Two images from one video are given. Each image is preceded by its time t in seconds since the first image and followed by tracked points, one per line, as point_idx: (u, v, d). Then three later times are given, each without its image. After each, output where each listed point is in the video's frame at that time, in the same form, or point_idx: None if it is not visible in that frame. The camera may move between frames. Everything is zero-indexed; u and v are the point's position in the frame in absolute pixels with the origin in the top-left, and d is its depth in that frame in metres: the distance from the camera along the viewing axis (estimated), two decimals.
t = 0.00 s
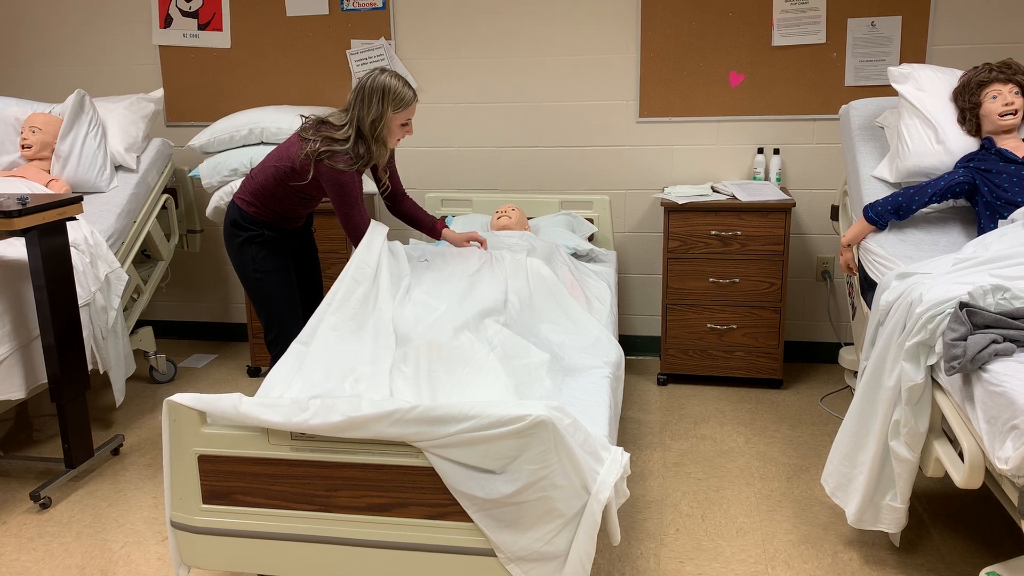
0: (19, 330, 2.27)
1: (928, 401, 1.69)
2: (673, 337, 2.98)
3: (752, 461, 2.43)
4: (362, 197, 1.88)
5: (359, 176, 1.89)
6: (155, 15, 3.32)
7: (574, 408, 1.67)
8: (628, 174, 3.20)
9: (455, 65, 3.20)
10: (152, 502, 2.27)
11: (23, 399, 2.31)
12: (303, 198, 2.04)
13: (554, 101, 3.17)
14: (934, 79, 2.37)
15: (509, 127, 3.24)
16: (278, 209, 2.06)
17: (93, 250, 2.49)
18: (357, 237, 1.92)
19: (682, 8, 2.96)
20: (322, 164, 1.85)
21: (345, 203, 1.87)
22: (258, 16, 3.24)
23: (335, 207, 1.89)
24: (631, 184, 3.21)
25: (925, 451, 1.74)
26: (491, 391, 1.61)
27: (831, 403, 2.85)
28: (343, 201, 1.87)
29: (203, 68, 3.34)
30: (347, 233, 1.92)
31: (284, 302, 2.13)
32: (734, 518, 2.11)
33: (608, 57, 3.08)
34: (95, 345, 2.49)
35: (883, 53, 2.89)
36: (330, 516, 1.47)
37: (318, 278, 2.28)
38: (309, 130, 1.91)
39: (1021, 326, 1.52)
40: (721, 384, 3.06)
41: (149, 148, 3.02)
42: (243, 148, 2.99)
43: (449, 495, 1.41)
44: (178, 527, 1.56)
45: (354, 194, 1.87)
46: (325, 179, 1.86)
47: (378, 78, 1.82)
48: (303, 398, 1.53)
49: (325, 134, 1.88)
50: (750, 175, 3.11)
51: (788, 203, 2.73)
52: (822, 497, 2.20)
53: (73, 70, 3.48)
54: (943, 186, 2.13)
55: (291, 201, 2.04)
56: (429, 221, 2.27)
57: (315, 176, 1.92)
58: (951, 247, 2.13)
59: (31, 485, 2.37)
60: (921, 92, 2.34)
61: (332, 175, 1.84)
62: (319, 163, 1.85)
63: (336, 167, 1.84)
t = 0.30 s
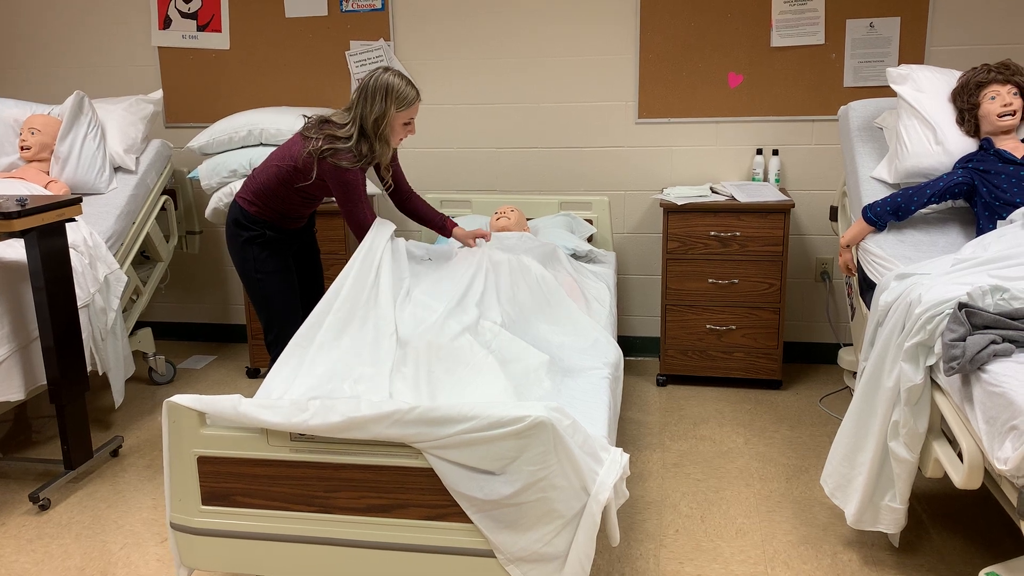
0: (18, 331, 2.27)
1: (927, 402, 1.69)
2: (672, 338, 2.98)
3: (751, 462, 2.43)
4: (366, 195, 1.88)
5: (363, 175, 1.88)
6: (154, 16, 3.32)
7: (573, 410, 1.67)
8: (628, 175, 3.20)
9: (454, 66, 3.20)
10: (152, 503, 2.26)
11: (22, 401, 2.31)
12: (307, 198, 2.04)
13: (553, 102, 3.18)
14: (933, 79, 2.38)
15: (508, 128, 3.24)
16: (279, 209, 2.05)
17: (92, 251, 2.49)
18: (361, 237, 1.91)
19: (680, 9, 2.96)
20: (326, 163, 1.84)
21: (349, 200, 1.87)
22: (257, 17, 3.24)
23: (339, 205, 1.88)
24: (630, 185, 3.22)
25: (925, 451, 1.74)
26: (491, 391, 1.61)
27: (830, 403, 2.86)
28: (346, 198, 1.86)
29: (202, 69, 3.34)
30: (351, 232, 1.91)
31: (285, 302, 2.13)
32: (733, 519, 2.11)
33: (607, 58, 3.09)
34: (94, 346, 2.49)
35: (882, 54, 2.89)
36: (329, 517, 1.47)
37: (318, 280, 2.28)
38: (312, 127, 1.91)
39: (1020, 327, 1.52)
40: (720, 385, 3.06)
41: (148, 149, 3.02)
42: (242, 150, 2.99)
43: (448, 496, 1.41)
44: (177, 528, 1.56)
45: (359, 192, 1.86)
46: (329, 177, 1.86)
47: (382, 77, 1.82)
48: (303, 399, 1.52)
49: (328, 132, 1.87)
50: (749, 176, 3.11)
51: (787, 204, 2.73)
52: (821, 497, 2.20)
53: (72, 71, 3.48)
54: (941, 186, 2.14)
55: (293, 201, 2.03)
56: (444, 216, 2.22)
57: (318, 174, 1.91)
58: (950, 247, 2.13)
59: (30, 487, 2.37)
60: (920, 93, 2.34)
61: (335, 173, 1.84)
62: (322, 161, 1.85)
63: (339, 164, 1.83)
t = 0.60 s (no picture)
0: (19, 332, 2.27)
1: (928, 404, 1.69)
2: (673, 340, 2.98)
3: (751, 464, 2.43)
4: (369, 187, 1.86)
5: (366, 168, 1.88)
6: (155, 17, 3.33)
7: (574, 412, 1.67)
8: (628, 176, 3.20)
9: (455, 68, 3.20)
10: (152, 504, 2.26)
11: (23, 402, 2.31)
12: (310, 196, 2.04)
13: (554, 103, 3.18)
14: (933, 81, 2.38)
15: (509, 129, 3.24)
16: (282, 208, 2.06)
17: (93, 252, 2.49)
18: (363, 233, 1.84)
19: (681, 10, 2.97)
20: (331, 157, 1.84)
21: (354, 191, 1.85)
22: (258, 19, 3.24)
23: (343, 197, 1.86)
24: (631, 187, 3.22)
25: (925, 453, 1.74)
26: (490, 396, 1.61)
27: (831, 405, 2.85)
28: (350, 188, 1.84)
29: (203, 70, 3.34)
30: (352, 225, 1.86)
31: (286, 303, 2.13)
32: (734, 521, 2.10)
33: (608, 60, 3.09)
34: (95, 347, 2.49)
35: (882, 56, 2.89)
36: (329, 518, 1.47)
37: (322, 281, 2.28)
38: (313, 124, 1.91)
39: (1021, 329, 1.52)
40: (720, 387, 3.05)
41: (149, 150, 3.02)
42: (243, 151, 2.99)
43: (448, 498, 1.41)
44: (177, 529, 1.56)
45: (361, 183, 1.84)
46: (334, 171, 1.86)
47: (381, 70, 1.83)
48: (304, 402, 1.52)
49: (330, 127, 1.87)
50: (750, 178, 3.11)
51: (787, 205, 2.73)
52: (822, 499, 2.20)
53: (73, 73, 3.48)
54: (942, 189, 2.14)
55: (296, 200, 2.04)
56: (448, 210, 2.32)
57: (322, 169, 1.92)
58: (950, 249, 2.13)
59: (30, 488, 2.37)
60: (921, 95, 2.35)
61: (342, 164, 1.84)
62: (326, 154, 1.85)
63: (347, 155, 1.84)
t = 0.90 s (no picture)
0: (22, 332, 2.28)
1: (932, 406, 1.68)
2: (676, 341, 2.98)
3: (755, 465, 2.42)
4: (366, 185, 1.81)
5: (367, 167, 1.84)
6: (159, 18, 3.33)
7: (577, 413, 1.67)
8: (631, 178, 3.20)
9: (458, 69, 3.20)
10: (155, 505, 2.26)
11: (26, 403, 2.31)
12: (308, 197, 2.03)
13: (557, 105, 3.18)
14: (937, 82, 2.37)
15: (512, 130, 3.24)
16: (283, 213, 2.06)
17: (96, 253, 2.49)
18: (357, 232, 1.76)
19: (684, 12, 2.96)
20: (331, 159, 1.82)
21: (353, 191, 1.80)
22: (261, 20, 3.25)
23: (341, 198, 1.80)
24: (634, 188, 3.21)
25: (929, 456, 1.73)
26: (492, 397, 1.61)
27: (834, 407, 2.85)
28: (350, 187, 1.79)
29: (206, 71, 3.35)
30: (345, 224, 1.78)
31: (283, 308, 2.14)
32: (737, 523, 2.10)
33: (611, 61, 3.09)
34: (98, 348, 2.50)
35: (886, 57, 2.89)
36: (332, 520, 1.47)
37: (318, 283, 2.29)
38: (313, 128, 1.90)
39: None
40: (722, 388, 3.05)
41: (153, 151, 3.02)
42: (246, 152, 2.99)
43: (452, 499, 1.41)
44: (179, 530, 1.56)
45: (359, 180, 1.80)
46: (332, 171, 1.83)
47: (374, 68, 1.81)
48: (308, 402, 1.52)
49: (329, 130, 1.86)
50: (753, 179, 3.11)
51: (790, 207, 2.73)
52: (825, 501, 2.20)
53: (77, 74, 3.48)
54: (946, 190, 2.13)
55: (295, 203, 2.04)
56: (452, 209, 2.35)
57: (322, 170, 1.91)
58: (954, 251, 2.13)
59: (33, 489, 2.37)
60: (925, 97, 2.34)
61: (342, 163, 1.80)
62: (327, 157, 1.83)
63: (348, 155, 1.81)
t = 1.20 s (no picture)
0: (24, 333, 2.28)
1: (934, 407, 1.68)
2: (678, 342, 2.97)
3: (757, 466, 2.42)
4: (345, 194, 1.71)
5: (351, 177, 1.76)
6: (161, 19, 3.33)
7: (579, 413, 1.67)
8: (633, 178, 3.20)
9: (460, 69, 3.21)
10: (158, 506, 2.27)
11: (28, 404, 2.31)
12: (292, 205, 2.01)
13: (559, 105, 3.18)
14: (940, 83, 2.37)
15: (514, 131, 3.24)
16: (265, 219, 2.03)
17: (98, 254, 2.50)
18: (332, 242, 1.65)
19: (687, 12, 2.96)
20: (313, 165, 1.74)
21: (330, 201, 1.70)
22: (264, 21, 3.25)
23: (316, 207, 1.69)
24: (636, 188, 3.21)
25: (932, 457, 1.73)
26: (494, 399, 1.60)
27: (836, 408, 2.85)
28: (327, 197, 1.69)
29: (209, 72, 3.35)
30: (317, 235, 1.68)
31: (272, 318, 2.13)
32: (739, 524, 2.09)
33: (613, 62, 3.09)
34: (100, 349, 2.50)
35: (889, 57, 2.88)
36: (334, 520, 1.47)
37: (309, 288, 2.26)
38: (299, 133, 1.83)
39: None
40: (724, 389, 3.05)
41: (155, 152, 3.03)
42: (248, 153, 3.00)
43: (454, 500, 1.41)
44: (181, 531, 1.56)
45: (337, 189, 1.70)
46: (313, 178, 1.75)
47: (365, 72, 1.75)
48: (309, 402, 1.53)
49: (314, 135, 1.79)
50: (755, 180, 3.11)
51: (792, 208, 2.73)
52: (827, 502, 2.20)
53: (79, 75, 3.49)
54: (949, 191, 2.13)
55: (279, 210, 2.01)
56: (447, 209, 2.30)
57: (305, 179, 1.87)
58: (957, 252, 2.13)
59: (36, 489, 2.37)
60: (927, 97, 2.34)
61: (327, 171, 1.72)
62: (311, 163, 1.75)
63: (334, 162, 1.72)
